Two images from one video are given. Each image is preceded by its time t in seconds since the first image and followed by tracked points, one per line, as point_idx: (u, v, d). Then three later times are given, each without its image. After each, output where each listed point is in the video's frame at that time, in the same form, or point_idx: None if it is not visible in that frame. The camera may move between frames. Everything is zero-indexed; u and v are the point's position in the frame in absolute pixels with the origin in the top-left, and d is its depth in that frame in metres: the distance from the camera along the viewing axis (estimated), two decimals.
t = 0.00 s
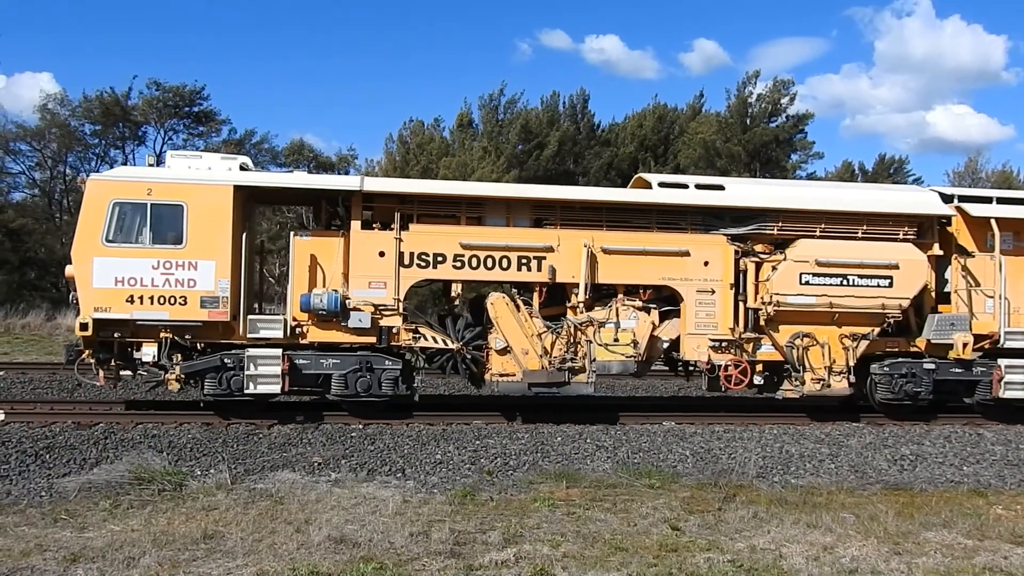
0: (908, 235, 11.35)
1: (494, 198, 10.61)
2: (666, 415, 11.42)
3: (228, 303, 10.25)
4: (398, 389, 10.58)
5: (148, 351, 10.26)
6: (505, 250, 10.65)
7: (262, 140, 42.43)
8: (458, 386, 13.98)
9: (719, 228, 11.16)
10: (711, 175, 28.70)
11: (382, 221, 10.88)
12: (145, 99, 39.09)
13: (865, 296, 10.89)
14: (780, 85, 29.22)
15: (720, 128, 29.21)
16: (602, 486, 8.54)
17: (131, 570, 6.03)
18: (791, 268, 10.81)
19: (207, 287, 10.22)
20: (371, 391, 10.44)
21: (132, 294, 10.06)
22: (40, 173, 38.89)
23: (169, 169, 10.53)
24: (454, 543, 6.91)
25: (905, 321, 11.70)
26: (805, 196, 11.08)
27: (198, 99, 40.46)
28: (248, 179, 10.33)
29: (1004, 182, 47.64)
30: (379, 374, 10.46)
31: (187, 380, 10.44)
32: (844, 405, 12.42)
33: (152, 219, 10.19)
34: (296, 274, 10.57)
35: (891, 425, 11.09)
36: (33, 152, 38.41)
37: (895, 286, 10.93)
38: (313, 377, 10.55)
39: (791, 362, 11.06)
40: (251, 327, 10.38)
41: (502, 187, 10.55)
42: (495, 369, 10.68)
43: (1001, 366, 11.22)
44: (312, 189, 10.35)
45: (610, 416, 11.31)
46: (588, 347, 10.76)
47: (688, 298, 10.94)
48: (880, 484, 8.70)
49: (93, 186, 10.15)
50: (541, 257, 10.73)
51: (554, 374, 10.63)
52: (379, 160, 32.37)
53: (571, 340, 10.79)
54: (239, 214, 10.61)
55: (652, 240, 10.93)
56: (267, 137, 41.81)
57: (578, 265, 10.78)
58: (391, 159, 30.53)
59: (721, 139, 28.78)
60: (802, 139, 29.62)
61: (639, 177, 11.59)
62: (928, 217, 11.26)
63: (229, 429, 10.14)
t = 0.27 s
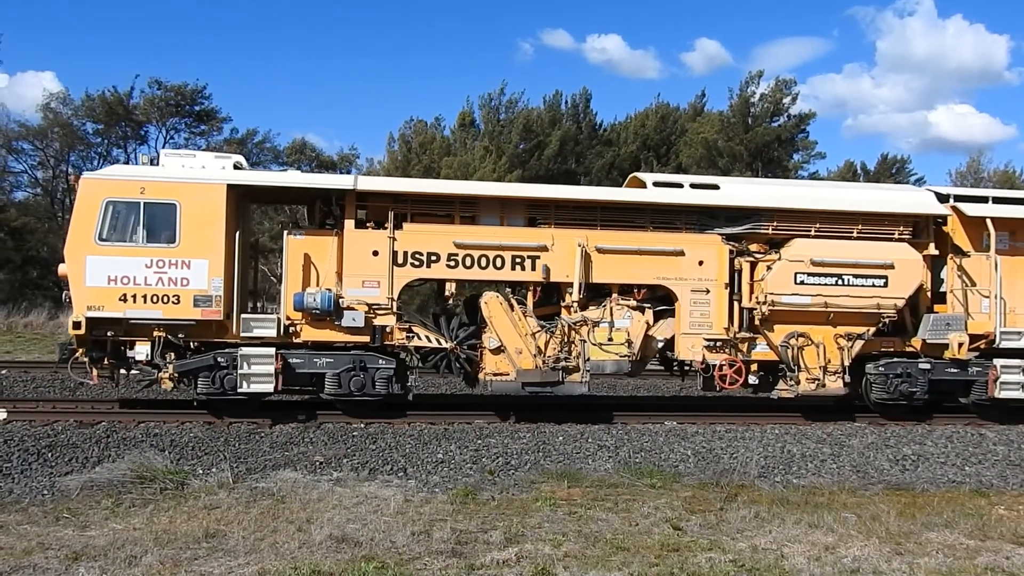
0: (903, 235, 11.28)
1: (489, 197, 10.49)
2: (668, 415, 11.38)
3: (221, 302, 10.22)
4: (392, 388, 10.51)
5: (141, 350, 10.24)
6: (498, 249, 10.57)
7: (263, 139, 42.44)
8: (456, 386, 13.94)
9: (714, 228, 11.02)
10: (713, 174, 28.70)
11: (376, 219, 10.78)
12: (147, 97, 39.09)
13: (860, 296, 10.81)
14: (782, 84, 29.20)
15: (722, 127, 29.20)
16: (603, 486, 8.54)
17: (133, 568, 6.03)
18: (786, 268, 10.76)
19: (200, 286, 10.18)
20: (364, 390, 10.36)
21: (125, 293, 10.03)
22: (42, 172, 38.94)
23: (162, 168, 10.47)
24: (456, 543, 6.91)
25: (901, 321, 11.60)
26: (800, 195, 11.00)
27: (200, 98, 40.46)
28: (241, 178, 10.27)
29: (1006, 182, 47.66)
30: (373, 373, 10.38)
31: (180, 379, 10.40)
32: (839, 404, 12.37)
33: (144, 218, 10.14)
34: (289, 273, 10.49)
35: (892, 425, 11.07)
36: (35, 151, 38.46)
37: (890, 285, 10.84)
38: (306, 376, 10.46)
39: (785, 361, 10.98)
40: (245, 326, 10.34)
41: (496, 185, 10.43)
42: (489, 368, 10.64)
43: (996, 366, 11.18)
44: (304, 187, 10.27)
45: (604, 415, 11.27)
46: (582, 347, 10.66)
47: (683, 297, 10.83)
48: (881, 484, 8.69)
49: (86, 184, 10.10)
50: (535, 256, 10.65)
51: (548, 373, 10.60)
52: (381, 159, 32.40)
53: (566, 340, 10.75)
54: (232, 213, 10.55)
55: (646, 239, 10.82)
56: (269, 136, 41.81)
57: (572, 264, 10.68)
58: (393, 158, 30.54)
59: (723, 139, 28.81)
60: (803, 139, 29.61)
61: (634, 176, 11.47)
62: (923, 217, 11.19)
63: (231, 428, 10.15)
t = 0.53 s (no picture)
0: (900, 233, 11.20)
1: (484, 196, 10.42)
2: (669, 415, 11.35)
3: (216, 302, 10.16)
4: (386, 388, 10.45)
5: (136, 350, 10.16)
6: (493, 248, 10.49)
7: (265, 139, 42.45)
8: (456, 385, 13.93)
9: (710, 226, 10.95)
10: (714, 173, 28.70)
11: (372, 219, 10.74)
12: (148, 97, 39.09)
13: (857, 294, 10.72)
14: (783, 83, 29.17)
15: (724, 126, 29.20)
16: (605, 485, 8.54)
17: (136, 569, 6.04)
18: (782, 266, 10.67)
19: (195, 286, 10.13)
20: (359, 390, 10.32)
21: (120, 293, 9.98)
22: (44, 173, 38.98)
23: (157, 168, 10.46)
24: (458, 542, 6.92)
25: (898, 319, 11.54)
26: (797, 194, 10.93)
27: (200, 99, 40.47)
28: (236, 177, 10.26)
29: (1007, 179, 47.66)
30: (367, 373, 10.29)
31: (175, 379, 10.35)
32: (836, 403, 12.32)
33: (138, 218, 10.10)
34: (284, 273, 10.42)
35: (894, 423, 11.06)
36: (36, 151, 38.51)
37: (886, 284, 10.75)
38: (301, 376, 10.41)
39: (781, 360, 10.90)
40: (239, 326, 10.26)
41: (490, 184, 10.35)
42: (484, 367, 10.50)
43: (992, 364, 11.13)
44: (298, 187, 10.22)
45: (599, 415, 11.22)
46: (577, 346, 10.55)
47: (678, 296, 10.75)
48: (883, 483, 8.69)
49: (80, 185, 10.07)
50: (530, 255, 10.56)
51: (543, 372, 10.45)
52: (382, 159, 32.43)
53: (561, 339, 10.62)
54: (227, 213, 10.51)
55: (642, 237, 10.74)
56: (269, 136, 41.83)
57: (567, 263, 10.60)
58: (394, 157, 30.55)
59: (724, 138, 28.84)
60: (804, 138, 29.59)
61: (630, 175, 11.41)
62: (920, 215, 11.12)
63: (233, 429, 10.14)
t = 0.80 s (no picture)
0: (898, 231, 11.19)
1: (482, 196, 10.39)
2: (670, 413, 11.34)
3: (213, 301, 10.17)
4: (384, 387, 10.40)
5: (133, 350, 10.15)
6: (491, 247, 10.48)
7: (267, 139, 42.47)
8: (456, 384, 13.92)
9: (707, 225, 10.93)
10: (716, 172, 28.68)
11: (369, 218, 10.71)
12: (149, 97, 39.10)
13: (854, 292, 10.69)
14: (785, 82, 29.13)
15: (726, 125, 29.18)
16: (607, 484, 8.54)
17: (138, 568, 6.04)
18: (780, 265, 10.63)
19: (192, 285, 10.14)
20: (357, 389, 10.27)
21: (117, 293, 9.99)
22: (46, 173, 39.04)
23: (154, 168, 10.45)
24: (460, 541, 6.92)
25: (896, 317, 11.52)
26: (796, 192, 10.89)
27: (202, 98, 40.46)
28: (232, 177, 10.21)
29: (1009, 178, 47.60)
30: (365, 372, 10.27)
31: (173, 378, 10.33)
32: (835, 401, 12.30)
33: (135, 218, 10.10)
34: (281, 272, 10.39)
35: (896, 422, 11.05)
36: (38, 151, 38.54)
37: (885, 282, 10.73)
38: (298, 375, 10.37)
39: (779, 359, 10.87)
40: (236, 325, 10.25)
41: (488, 183, 10.30)
42: (482, 366, 10.53)
43: (991, 362, 11.11)
44: (295, 186, 10.21)
45: (597, 414, 11.22)
46: (575, 345, 10.51)
47: (676, 295, 10.74)
48: (886, 482, 8.68)
49: (77, 184, 10.07)
50: (527, 254, 10.54)
51: (540, 372, 10.40)
52: (384, 158, 32.44)
53: (559, 337, 10.57)
54: (224, 213, 10.51)
55: (639, 236, 10.72)
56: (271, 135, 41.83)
57: (565, 262, 10.58)
58: (395, 156, 30.54)
59: (726, 136, 28.85)
60: (806, 136, 29.55)
61: (628, 173, 11.38)
62: (918, 213, 11.10)
63: (234, 428, 10.15)
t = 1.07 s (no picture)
0: (901, 230, 11.14)
1: (484, 195, 10.38)
2: (673, 412, 11.34)
3: (215, 300, 10.18)
4: (386, 386, 10.38)
5: (135, 349, 10.19)
6: (493, 246, 10.48)
7: (271, 139, 42.52)
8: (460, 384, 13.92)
9: (709, 224, 10.91)
10: (720, 170, 28.64)
11: (370, 217, 10.70)
12: (153, 96, 39.15)
13: (856, 292, 10.67)
14: (789, 80, 29.07)
15: (730, 124, 29.15)
16: (611, 483, 8.54)
17: (144, 567, 6.06)
18: (782, 264, 10.62)
19: (194, 285, 10.15)
20: (359, 389, 10.27)
21: (119, 292, 9.99)
22: (51, 173, 39.16)
23: (156, 167, 10.46)
24: (464, 540, 6.93)
25: (898, 317, 11.50)
26: (798, 191, 10.85)
27: (205, 97, 40.51)
28: (233, 176, 10.21)
29: (1014, 177, 47.47)
30: (367, 372, 10.25)
31: (175, 378, 10.34)
32: (838, 400, 12.27)
33: (137, 217, 10.11)
34: (283, 272, 10.39)
35: (901, 421, 11.03)
36: (43, 151, 38.65)
37: (887, 282, 10.70)
38: (300, 374, 10.38)
39: (782, 358, 10.84)
40: (238, 325, 10.25)
41: (489, 182, 10.29)
42: (484, 365, 10.47)
43: (995, 361, 11.05)
44: (297, 185, 10.20)
45: (601, 413, 11.24)
46: (577, 344, 10.48)
47: (678, 294, 10.73)
48: (891, 481, 8.67)
49: (79, 184, 10.07)
50: (529, 253, 10.53)
51: (542, 371, 10.38)
52: (388, 157, 32.47)
53: (560, 336, 10.53)
54: (226, 212, 10.52)
55: (641, 235, 10.70)
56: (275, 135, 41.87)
57: (567, 261, 10.57)
58: (399, 155, 30.56)
59: (730, 135, 28.85)
60: (811, 135, 29.50)
61: (629, 172, 11.35)
62: (921, 212, 11.06)
63: (239, 427, 10.19)
